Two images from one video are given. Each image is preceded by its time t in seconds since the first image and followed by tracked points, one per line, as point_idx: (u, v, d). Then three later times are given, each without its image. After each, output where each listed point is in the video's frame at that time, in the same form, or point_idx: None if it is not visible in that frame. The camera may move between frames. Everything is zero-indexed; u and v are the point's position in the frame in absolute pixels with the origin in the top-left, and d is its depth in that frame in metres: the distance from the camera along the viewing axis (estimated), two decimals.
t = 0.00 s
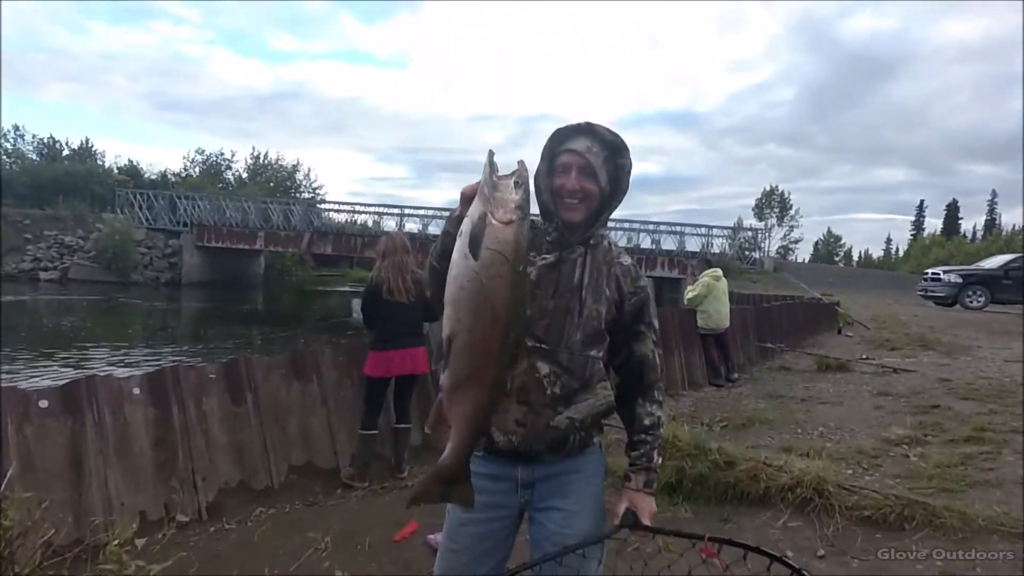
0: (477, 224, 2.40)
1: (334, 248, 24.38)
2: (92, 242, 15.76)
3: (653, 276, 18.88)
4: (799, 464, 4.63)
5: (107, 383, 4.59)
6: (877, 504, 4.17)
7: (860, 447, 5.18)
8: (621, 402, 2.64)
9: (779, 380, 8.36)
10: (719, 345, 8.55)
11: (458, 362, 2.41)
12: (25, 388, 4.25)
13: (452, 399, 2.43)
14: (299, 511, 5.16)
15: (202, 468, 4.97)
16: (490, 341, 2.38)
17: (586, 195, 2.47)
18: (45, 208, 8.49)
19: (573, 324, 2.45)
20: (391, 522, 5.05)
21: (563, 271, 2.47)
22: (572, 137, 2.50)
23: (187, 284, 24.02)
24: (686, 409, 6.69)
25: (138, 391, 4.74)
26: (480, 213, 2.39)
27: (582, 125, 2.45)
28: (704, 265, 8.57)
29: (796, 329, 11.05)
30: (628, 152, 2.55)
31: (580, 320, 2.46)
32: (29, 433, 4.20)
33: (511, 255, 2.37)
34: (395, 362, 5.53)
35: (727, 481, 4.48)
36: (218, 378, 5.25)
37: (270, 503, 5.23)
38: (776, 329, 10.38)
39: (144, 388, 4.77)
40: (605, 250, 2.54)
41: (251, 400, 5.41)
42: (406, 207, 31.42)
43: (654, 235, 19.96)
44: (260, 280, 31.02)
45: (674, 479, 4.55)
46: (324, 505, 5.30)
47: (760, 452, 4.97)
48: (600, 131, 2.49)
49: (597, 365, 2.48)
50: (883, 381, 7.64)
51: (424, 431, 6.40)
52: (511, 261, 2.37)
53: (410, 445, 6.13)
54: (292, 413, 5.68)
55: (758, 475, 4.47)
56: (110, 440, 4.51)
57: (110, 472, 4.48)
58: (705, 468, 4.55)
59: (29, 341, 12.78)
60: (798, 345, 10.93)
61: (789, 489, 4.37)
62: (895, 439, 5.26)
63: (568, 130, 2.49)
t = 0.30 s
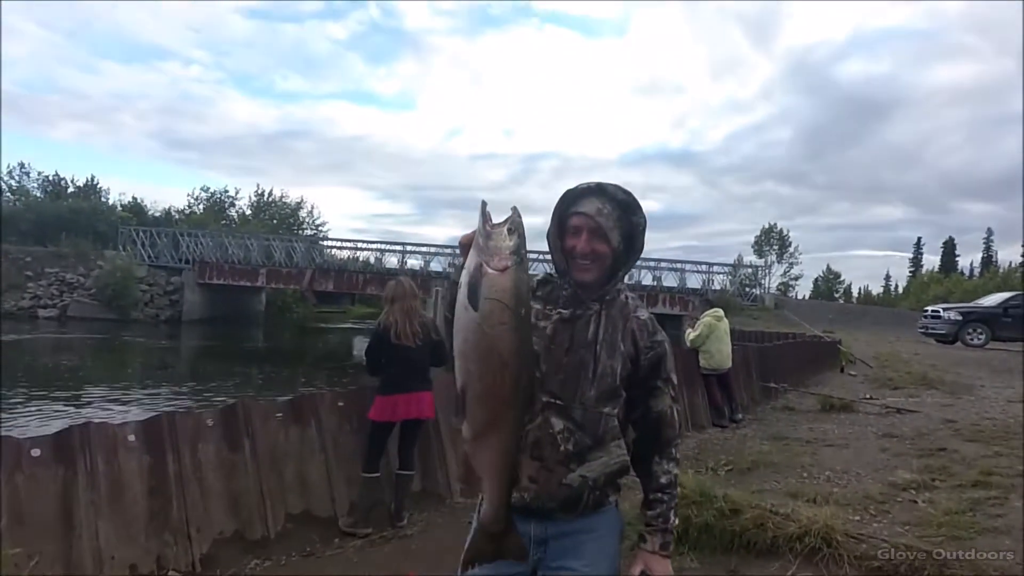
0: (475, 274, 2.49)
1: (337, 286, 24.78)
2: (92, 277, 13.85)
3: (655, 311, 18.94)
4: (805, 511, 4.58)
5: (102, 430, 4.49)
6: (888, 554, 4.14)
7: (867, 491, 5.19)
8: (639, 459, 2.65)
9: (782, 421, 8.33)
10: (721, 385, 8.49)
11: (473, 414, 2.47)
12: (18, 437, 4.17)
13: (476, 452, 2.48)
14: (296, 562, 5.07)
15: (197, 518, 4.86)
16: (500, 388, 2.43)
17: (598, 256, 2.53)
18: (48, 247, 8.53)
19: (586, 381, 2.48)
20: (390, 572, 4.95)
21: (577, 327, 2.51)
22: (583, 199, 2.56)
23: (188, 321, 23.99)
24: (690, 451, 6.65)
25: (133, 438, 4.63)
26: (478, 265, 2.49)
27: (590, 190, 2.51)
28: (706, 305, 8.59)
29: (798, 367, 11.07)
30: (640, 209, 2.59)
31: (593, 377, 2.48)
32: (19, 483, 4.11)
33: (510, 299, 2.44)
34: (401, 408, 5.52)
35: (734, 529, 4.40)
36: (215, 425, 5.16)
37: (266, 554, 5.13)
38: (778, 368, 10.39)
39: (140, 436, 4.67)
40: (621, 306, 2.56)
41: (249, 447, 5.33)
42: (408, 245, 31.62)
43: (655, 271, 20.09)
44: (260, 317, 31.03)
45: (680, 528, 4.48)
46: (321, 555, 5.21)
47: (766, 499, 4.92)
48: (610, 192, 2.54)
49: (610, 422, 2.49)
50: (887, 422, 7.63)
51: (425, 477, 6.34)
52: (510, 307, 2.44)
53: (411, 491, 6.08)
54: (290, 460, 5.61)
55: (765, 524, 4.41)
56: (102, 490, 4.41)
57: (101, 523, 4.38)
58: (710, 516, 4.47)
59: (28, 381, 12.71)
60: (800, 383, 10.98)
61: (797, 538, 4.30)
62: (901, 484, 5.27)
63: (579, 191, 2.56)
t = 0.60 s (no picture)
0: (482, 290, 2.52)
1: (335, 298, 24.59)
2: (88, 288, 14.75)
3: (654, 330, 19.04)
4: (803, 537, 4.55)
5: (97, 446, 4.51)
6: None
7: (866, 517, 5.19)
8: (632, 481, 2.66)
9: (780, 443, 8.33)
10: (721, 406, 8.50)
11: (473, 431, 2.50)
12: (13, 452, 4.19)
13: (472, 476, 2.49)
14: None
15: (191, 535, 4.85)
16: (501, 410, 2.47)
17: (591, 275, 2.55)
18: (51, 259, 8.57)
19: (581, 406, 2.45)
20: None
21: (568, 353, 2.49)
22: (579, 219, 2.59)
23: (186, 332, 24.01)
24: (689, 472, 6.65)
25: (129, 454, 4.65)
26: (483, 281, 2.52)
27: (587, 209, 2.56)
28: (706, 325, 8.63)
29: (797, 389, 11.12)
30: (634, 234, 2.64)
31: (588, 402, 2.46)
32: (13, 499, 4.12)
33: (516, 320, 2.50)
34: (399, 425, 5.52)
35: (732, 554, 4.38)
36: (211, 441, 5.15)
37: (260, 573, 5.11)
38: (777, 391, 10.42)
39: (135, 452, 4.69)
40: (612, 330, 2.55)
41: (245, 463, 5.31)
42: (408, 258, 31.71)
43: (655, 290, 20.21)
44: (259, 328, 31.10)
45: (678, 551, 4.47)
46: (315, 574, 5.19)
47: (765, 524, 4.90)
48: (606, 214, 2.59)
49: (603, 449, 2.47)
50: (886, 446, 7.63)
51: (421, 495, 6.32)
52: (517, 328, 2.49)
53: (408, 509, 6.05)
54: (286, 476, 5.59)
55: (764, 549, 4.37)
56: (95, 507, 4.42)
57: (94, 540, 4.39)
58: (709, 540, 4.46)
59: (28, 391, 12.75)
60: (799, 405, 11.01)
61: (796, 564, 4.25)
62: (900, 510, 5.26)
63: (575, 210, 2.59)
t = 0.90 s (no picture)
0: (466, 343, 2.53)
1: (333, 311, 24.66)
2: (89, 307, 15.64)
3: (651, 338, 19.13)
4: (803, 550, 4.57)
5: (90, 469, 4.51)
6: None
7: (867, 527, 5.26)
8: (622, 501, 2.78)
9: (779, 453, 8.34)
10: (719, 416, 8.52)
11: (444, 487, 2.51)
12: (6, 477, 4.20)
13: (440, 533, 2.50)
14: None
15: (187, 557, 4.86)
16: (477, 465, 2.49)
17: (576, 299, 2.56)
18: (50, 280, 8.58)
19: (569, 432, 2.52)
20: None
21: (553, 378, 2.53)
22: (568, 240, 2.59)
23: (181, 347, 23.96)
24: (688, 484, 6.65)
25: (123, 476, 4.64)
26: (467, 332, 2.54)
27: (575, 232, 2.55)
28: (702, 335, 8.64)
29: (794, 397, 11.18)
30: (622, 259, 2.63)
31: (575, 428, 2.53)
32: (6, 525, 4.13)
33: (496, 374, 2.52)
34: (396, 441, 5.53)
35: (733, 569, 4.37)
36: (208, 462, 5.12)
37: None
38: (775, 400, 10.46)
39: (130, 474, 4.68)
40: (596, 353, 2.63)
41: (242, 483, 5.29)
42: (404, 271, 31.79)
43: (650, 299, 20.35)
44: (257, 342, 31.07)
45: (679, 566, 4.41)
46: None
47: (765, 537, 4.90)
48: (594, 237, 2.59)
49: (591, 473, 2.57)
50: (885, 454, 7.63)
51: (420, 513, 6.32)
52: (500, 380, 2.53)
53: (407, 527, 6.04)
54: (283, 496, 5.57)
55: (765, 564, 4.35)
56: (89, 530, 4.44)
57: (89, 564, 4.41)
58: (710, 555, 4.42)
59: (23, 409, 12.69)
60: (798, 413, 11.02)
61: None
62: (901, 520, 5.38)
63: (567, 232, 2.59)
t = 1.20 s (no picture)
0: (456, 367, 2.67)
1: (329, 304, 24.79)
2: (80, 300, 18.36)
3: (647, 329, 19.23)
4: (796, 543, 4.58)
5: (85, 469, 4.54)
6: None
7: (860, 519, 5.29)
8: (613, 506, 2.83)
9: (774, 445, 8.38)
10: (715, 408, 8.55)
11: (441, 508, 2.61)
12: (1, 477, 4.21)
13: (435, 545, 2.62)
14: None
15: (185, 556, 4.88)
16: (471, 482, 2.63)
17: (567, 314, 2.58)
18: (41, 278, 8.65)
19: (557, 439, 2.56)
20: None
21: (542, 385, 2.56)
22: (563, 253, 2.60)
23: (177, 341, 23.97)
24: (683, 477, 6.69)
25: (118, 475, 4.68)
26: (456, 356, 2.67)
27: (573, 247, 2.58)
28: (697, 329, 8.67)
29: (789, 389, 11.25)
30: (619, 274, 2.67)
31: (564, 434, 2.56)
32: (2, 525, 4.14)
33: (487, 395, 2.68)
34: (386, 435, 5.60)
35: (727, 562, 4.42)
36: (203, 460, 5.15)
37: None
38: (770, 392, 10.51)
39: (125, 473, 4.71)
40: (587, 359, 2.68)
41: (237, 481, 5.32)
42: (401, 264, 31.85)
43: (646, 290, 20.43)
44: (254, 337, 31.16)
45: (674, 560, 4.50)
46: None
47: (758, 530, 4.94)
48: (592, 253, 2.62)
49: (579, 480, 2.61)
50: (878, 446, 7.68)
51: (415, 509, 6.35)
52: (487, 384, 2.67)
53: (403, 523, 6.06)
54: (280, 493, 5.60)
55: (759, 557, 4.40)
56: (85, 530, 4.46)
57: (85, 564, 4.43)
58: (705, 548, 4.50)
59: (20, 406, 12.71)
60: (793, 405, 11.09)
61: (790, 570, 4.29)
62: (894, 512, 5.37)
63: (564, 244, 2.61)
